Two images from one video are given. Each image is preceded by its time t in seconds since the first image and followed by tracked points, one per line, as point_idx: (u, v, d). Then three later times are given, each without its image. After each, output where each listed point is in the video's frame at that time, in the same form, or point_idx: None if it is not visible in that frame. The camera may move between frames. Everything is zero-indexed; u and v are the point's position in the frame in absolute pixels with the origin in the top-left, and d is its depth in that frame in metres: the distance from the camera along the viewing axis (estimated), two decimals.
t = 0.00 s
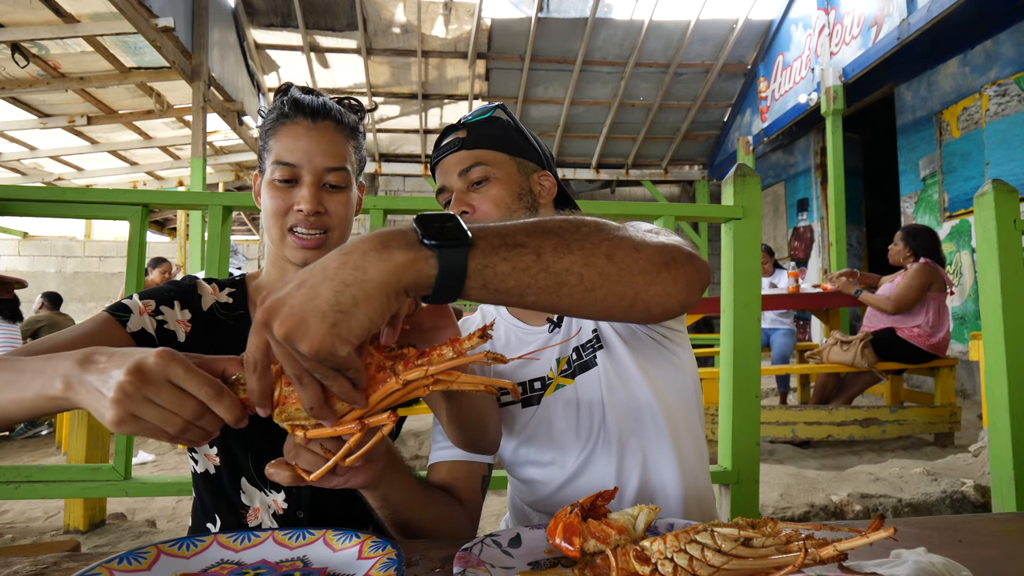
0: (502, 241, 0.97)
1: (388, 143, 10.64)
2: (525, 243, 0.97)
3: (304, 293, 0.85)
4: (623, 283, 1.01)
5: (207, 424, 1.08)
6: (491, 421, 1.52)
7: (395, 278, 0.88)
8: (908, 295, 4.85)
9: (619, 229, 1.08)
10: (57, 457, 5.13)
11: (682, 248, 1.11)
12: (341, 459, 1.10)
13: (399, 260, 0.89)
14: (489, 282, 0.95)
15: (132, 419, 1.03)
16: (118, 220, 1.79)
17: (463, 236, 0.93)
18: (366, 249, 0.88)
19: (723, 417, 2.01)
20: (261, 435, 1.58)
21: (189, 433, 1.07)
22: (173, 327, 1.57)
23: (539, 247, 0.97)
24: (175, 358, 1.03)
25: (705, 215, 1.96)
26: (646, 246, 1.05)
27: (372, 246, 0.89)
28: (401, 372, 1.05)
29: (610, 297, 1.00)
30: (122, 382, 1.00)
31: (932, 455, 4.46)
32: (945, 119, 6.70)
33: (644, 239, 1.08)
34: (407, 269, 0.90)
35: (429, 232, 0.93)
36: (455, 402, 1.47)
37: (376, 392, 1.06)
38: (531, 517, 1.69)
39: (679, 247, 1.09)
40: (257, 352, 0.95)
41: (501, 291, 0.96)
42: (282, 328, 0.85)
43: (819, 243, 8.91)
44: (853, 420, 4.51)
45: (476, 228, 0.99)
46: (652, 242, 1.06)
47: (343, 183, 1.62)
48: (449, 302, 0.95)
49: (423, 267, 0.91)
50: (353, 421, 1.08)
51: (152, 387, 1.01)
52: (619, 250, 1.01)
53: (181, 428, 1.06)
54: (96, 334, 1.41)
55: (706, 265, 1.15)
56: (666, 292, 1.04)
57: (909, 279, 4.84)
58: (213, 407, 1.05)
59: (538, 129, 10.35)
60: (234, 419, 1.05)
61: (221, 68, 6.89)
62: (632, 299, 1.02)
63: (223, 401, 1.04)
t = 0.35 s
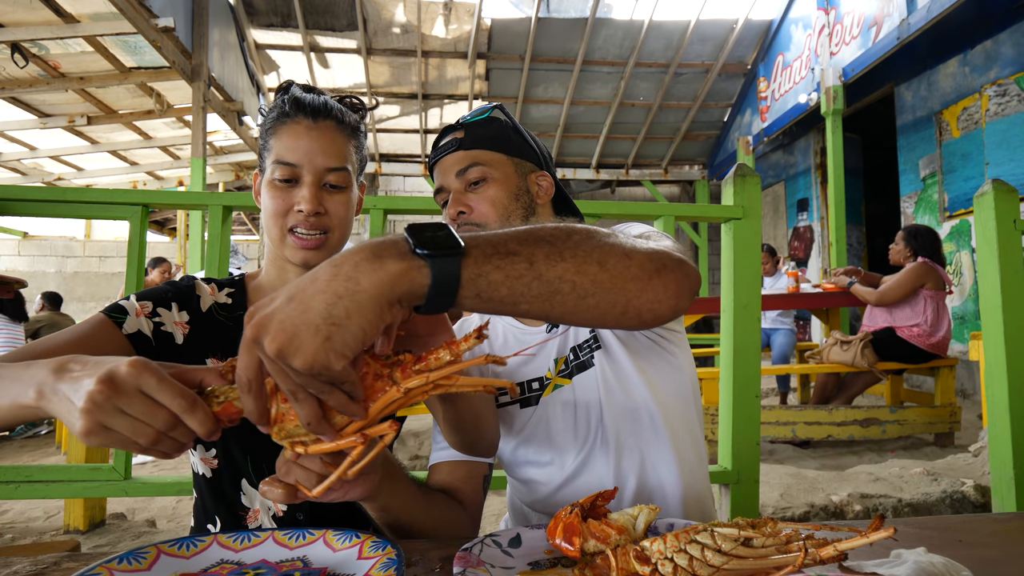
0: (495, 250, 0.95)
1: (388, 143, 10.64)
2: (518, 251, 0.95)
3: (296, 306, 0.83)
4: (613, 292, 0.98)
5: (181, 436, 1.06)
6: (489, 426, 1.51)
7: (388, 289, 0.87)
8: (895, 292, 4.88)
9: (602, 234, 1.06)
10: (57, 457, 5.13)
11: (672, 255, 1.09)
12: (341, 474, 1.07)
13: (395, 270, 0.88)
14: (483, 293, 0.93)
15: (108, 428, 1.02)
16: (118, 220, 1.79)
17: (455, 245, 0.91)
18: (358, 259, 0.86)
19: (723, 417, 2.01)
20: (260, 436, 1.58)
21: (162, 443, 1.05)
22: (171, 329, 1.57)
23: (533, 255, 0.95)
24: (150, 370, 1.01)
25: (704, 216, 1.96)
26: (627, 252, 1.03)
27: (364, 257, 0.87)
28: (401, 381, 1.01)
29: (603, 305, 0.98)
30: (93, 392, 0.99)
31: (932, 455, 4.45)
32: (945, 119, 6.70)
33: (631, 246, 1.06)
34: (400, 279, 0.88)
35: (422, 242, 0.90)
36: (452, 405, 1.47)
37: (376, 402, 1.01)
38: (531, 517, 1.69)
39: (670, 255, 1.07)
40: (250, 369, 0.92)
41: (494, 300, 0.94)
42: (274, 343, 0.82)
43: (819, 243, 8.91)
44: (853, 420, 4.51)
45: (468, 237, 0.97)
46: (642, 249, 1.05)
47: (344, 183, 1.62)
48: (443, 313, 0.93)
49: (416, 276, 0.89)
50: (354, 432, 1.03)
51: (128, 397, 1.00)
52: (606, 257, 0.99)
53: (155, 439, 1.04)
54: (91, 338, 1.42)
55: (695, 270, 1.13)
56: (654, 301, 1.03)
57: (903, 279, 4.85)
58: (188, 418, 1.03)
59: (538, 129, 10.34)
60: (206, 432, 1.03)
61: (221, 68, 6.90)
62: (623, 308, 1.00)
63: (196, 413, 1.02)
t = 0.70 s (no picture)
0: (519, 258, 0.92)
1: (388, 143, 10.63)
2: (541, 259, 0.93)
3: (322, 321, 0.79)
4: (635, 296, 0.99)
5: (148, 428, 1.06)
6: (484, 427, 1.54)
7: (416, 300, 0.83)
8: (895, 292, 4.88)
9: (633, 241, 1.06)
10: (57, 457, 5.13)
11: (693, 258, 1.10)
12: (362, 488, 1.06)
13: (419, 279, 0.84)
14: (507, 300, 0.90)
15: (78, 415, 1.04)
16: (118, 220, 1.79)
17: (480, 253, 0.88)
18: (382, 270, 0.82)
19: (723, 418, 2.01)
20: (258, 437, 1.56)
21: (128, 434, 1.06)
22: (166, 333, 1.56)
23: (555, 263, 0.93)
24: (119, 354, 1.04)
25: (704, 215, 1.96)
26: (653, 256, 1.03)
27: (388, 267, 0.84)
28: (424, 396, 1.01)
29: (623, 312, 0.98)
30: (65, 374, 1.01)
31: (932, 455, 4.45)
32: (945, 119, 6.70)
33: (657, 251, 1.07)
34: (427, 290, 0.84)
35: (446, 250, 0.88)
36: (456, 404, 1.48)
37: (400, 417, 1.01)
38: (531, 517, 1.69)
39: (690, 258, 1.08)
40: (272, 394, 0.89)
41: (519, 309, 0.91)
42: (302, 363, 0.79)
43: (819, 243, 8.91)
44: (853, 420, 4.51)
45: (491, 245, 0.95)
46: (661, 253, 1.05)
47: (340, 180, 1.61)
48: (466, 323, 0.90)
49: (439, 287, 0.85)
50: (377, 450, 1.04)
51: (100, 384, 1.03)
52: (630, 262, 1.00)
53: (121, 429, 1.05)
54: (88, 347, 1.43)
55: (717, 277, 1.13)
56: (675, 303, 1.03)
57: (902, 278, 4.85)
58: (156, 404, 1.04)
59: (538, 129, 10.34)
60: (178, 418, 1.05)
61: (221, 68, 6.90)
62: (643, 312, 1.00)
63: (168, 398, 1.04)
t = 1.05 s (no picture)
0: (529, 315, 0.86)
1: (388, 143, 10.63)
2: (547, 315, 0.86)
3: (331, 389, 0.78)
4: (646, 343, 0.89)
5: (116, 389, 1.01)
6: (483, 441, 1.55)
7: (422, 374, 0.80)
8: (896, 292, 4.88)
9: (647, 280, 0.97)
10: (57, 457, 5.13)
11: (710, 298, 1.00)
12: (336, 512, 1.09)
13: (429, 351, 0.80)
14: (517, 364, 0.84)
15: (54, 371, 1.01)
16: (118, 220, 1.79)
17: (492, 321, 0.82)
18: (391, 341, 0.78)
19: (723, 418, 2.01)
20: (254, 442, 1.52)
21: (97, 395, 1.01)
22: (163, 335, 1.52)
23: (566, 320, 0.86)
24: (100, 316, 1.03)
25: (705, 216, 1.97)
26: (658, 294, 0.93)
27: (397, 337, 0.79)
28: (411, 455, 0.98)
29: (633, 362, 0.89)
30: (46, 330, 1.01)
31: (932, 455, 4.45)
32: (945, 119, 6.70)
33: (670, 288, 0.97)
34: (435, 362, 0.80)
35: (456, 319, 0.81)
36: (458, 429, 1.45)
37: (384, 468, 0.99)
38: (529, 518, 1.69)
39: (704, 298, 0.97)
40: (253, 433, 0.86)
41: (529, 369, 0.85)
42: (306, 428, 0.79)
43: (819, 243, 8.91)
44: (853, 420, 4.51)
45: (500, 299, 0.87)
46: (672, 292, 0.95)
47: (337, 174, 1.61)
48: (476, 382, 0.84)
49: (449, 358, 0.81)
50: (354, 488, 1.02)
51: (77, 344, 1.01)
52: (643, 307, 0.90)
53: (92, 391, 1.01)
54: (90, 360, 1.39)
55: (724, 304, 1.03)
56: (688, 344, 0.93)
57: (902, 279, 4.85)
58: (131, 363, 1.00)
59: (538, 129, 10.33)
60: (150, 375, 0.99)
61: (221, 68, 6.90)
62: (654, 358, 0.90)
63: (142, 354, 1.00)
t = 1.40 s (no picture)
0: (493, 356, 0.81)
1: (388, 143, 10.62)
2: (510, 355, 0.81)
3: (293, 441, 0.76)
4: (613, 376, 0.82)
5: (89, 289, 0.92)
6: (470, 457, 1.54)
7: (383, 428, 0.78)
8: (896, 292, 4.87)
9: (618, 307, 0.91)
10: (57, 457, 5.12)
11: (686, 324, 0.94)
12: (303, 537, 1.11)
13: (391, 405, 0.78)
14: (481, 410, 0.80)
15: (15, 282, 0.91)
16: (118, 220, 1.78)
17: (455, 370, 0.78)
18: (351, 393, 0.77)
19: (723, 418, 2.01)
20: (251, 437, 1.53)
21: (70, 298, 0.91)
22: (170, 323, 1.50)
23: (530, 359, 0.80)
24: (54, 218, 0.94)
25: (705, 216, 1.97)
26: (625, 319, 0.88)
27: (357, 390, 0.77)
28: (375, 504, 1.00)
29: (601, 397, 0.84)
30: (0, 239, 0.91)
31: (932, 455, 4.45)
32: (945, 119, 6.70)
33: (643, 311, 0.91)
34: (396, 415, 0.78)
35: (417, 368, 0.77)
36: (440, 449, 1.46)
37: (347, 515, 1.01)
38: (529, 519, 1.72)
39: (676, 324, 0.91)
40: (213, 480, 0.83)
41: (494, 413, 0.81)
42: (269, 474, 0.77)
43: (819, 243, 8.91)
44: (853, 420, 4.51)
45: (463, 339, 0.83)
46: (642, 317, 0.88)
47: (347, 180, 1.61)
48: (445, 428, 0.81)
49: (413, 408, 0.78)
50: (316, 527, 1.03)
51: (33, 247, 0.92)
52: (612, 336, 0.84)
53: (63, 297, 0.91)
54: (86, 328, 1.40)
55: (696, 327, 0.97)
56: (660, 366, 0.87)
57: (901, 279, 4.85)
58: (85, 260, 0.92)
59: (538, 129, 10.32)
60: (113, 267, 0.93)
61: (221, 68, 6.90)
62: (623, 390, 0.84)
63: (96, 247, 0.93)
